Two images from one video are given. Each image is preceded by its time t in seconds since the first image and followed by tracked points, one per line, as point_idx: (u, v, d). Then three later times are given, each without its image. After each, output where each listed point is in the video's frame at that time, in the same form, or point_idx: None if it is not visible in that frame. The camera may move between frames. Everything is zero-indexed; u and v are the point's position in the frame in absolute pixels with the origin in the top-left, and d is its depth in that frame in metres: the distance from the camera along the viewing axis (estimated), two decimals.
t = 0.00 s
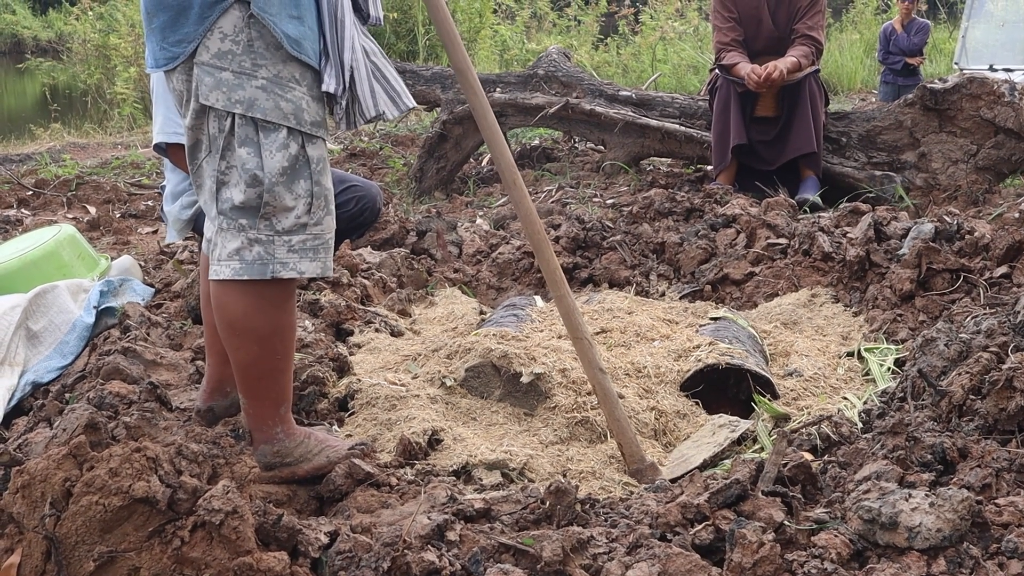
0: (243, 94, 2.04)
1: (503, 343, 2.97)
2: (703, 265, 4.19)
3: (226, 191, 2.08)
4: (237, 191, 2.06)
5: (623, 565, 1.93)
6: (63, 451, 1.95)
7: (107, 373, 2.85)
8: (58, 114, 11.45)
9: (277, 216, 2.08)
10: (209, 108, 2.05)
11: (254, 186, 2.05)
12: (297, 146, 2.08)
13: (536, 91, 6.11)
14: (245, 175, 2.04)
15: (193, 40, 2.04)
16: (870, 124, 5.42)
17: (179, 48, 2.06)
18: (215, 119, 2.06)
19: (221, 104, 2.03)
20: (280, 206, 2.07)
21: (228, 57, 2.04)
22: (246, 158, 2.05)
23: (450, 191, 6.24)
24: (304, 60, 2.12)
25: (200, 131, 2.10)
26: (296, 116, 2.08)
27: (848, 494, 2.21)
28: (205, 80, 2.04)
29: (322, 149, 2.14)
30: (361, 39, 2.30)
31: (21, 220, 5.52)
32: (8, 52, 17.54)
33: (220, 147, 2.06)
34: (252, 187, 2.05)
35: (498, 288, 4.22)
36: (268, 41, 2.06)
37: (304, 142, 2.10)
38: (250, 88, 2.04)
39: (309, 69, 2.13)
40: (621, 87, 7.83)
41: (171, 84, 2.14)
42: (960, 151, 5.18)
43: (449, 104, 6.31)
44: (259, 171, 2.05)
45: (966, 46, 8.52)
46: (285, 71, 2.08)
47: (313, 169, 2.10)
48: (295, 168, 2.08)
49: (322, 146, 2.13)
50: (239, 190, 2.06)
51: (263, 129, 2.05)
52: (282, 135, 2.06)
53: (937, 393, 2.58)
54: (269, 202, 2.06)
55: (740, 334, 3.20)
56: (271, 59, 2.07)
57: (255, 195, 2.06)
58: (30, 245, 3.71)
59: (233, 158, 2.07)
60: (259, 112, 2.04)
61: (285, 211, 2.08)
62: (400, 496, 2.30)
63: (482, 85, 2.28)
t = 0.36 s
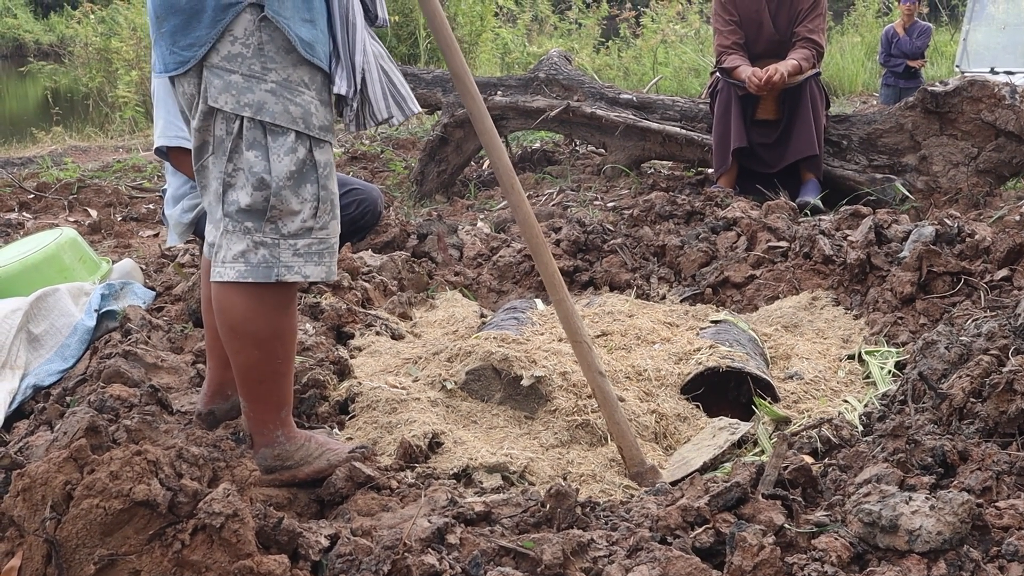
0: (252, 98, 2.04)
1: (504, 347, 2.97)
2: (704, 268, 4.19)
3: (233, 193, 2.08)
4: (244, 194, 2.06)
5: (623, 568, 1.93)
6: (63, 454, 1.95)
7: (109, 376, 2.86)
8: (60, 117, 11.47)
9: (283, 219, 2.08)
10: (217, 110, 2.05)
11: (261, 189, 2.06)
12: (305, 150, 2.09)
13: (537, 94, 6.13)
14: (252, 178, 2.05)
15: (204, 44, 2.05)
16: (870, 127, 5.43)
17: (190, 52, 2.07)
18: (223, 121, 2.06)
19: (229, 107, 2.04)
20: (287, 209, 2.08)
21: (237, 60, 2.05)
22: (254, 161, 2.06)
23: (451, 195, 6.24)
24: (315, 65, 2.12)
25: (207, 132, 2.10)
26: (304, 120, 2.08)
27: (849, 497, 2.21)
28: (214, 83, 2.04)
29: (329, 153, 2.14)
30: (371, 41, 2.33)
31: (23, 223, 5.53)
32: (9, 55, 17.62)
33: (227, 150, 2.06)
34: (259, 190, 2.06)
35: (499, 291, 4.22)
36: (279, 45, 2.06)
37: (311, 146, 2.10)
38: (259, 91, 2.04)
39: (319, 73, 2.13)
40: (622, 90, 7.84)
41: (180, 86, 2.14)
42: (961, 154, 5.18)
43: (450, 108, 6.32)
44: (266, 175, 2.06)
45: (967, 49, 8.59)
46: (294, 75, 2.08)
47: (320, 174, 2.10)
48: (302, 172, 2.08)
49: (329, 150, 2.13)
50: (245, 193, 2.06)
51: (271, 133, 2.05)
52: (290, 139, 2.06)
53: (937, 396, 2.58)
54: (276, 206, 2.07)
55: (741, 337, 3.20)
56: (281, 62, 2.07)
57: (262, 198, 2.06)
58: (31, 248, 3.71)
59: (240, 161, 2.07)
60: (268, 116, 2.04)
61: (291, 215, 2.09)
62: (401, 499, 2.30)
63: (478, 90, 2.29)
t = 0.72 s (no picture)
0: (286, 106, 2.04)
1: (505, 353, 2.97)
2: (705, 274, 4.19)
3: (258, 201, 2.06)
4: (272, 201, 2.06)
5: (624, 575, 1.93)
6: (64, 461, 1.96)
7: (110, 383, 2.86)
8: (61, 123, 11.50)
9: (310, 226, 2.09)
10: (246, 118, 2.04)
11: (293, 197, 2.06)
12: (332, 158, 2.11)
13: (538, 100, 6.15)
14: (284, 186, 2.05)
15: (237, 52, 2.03)
16: (871, 133, 5.43)
17: (220, 60, 2.04)
18: (251, 128, 2.04)
19: (263, 115, 2.03)
20: (314, 217, 2.09)
21: (271, 69, 2.05)
22: (286, 169, 2.05)
23: (452, 201, 6.24)
24: (341, 75, 2.17)
25: (227, 140, 2.08)
26: (334, 129, 2.10)
27: (850, 504, 2.21)
28: (246, 91, 2.03)
29: (351, 161, 2.17)
30: (391, 48, 2.42)
31: (24, 229, 5.54)
32: (11, 61, 17.77)
33: (255, 158, 2.05)
34: (290, 198, 2.06)
35: (500, 297, 4.22)
36: (313, 55, 2.08)
37: (339, 154, 2.12)
38: (293, 100, 2.05)
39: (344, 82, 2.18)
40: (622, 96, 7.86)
41: (196, 94, 2.10)
42: (962, 160, 5.19)
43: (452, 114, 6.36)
44: (299, 183, 2.06)
45: (967, 55, 8.59)
46: (325, 84, 2.10)
47: (346, 181, 2.13)
48: (330, 179, 2.10)
49: (351, 158, 2.17)
50: (273, 200, 2.06)
51: (303, 141, 2.06)
52: (321, 148, 2.08)
53: (938, 403, 2.58)
54: (306, 213, 2.07)
55: (742, 343, 3.20)
56: (314, 72, 2.08)
57: (291, 205, 2.06)
58: (33, 254, 3.72)
59: (268, 168, 2.06)
60: (301, 124, 2.05)
61: (318, 222, 2.10)
62: (402, 506, 2.30)
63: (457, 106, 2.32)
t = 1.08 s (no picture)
0: (292, 111, 2.06)
1: (506, 360, 2.97)
2: (706, 280, 4.19)
3: (257, 205, 2.06)
4: (272, 206, 2.06)
5: None
6: (65, 468, 1.96)
7: (110, 390, 2.86)
8: (62, 130, 11.52)
9: (306, 234, 2.09)
10: (252, 120, 2.04)
11: (294, 202, 2.06)
12: (330, 168, 2.13)
13: (539, 106, 6.17)
14: (288, 190, 2.05)
15: (248, 52, 2.03)
16: (872, 140, 5.44)
17: (229, 58, 2.03)
18: (256, 131, 2.05)
19: (270, 118, 2.04)
20: (312, 224, 2.09)
21: (280, 73, 2.06)
22: (289, 174, 2.06)
23: (452, 207, 6.24)
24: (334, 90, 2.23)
25: (228, 143, 2.07)
26: (333, 138, 2.13)
27: (852, 511, 2.20)
28: (254, 93, 2.04)
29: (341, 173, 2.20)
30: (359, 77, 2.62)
31: (25, 236, 5.54)
32: (12, 68, 17.85)
33: (258, 161, 2.05)
34: (291, 203, 2.06)
35: (501, 304, 4.22)
36: (319, 64, 2.12)
37: (334, 164, 2.15)
38: (299, 105, 2.07)
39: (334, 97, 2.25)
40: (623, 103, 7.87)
41: (196, 93, 2.08)
42: (963, 167, 5.19)
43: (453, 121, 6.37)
44: (301, 189, 2.07)
45: (968, 61, 8.67)
46: (327, 93, 2.14)
47: (339, 192, 2.15)
48: (328, 188, 2.12)
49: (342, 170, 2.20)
50: (274, 205, 2.06)
51: (306, 147, 2.07)
52: (322, 155, 2.10)
53: (940, 410, 2.58)
54: (305, 220, 2.08)
55: (743, 350, 3.20)
56: (319, 80, 2.12)
57: (291, 212, 2.07)
58: (33, 261, 3.72)
59: (269, 172, 2.06)
60: (306, 130, 2.07)
61: (314, 230, 2.10)
62: (403, 513, 2.30)
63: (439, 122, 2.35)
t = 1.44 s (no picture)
0: (311, 114, 2.07)
1: (507, 365, 2.97)
2: (707, 285, 4.20)
3: (276, 208, 2.06)
4: (291, 208, 2.06)
5: None
6: (64, 474, 1.96)
7: (111, 395, 2.85)
8: (63, 135, 11.55)
9: (324, 236, 2.10)
10: (271, 123, 2.04)
11: (314, 204, 2.07)
12: (345, 172, 2.15)
13: (539, 111, 6.18)
14: (308, 193, 2.06)
15: (269, 56, 2.03)
16: (873, 145, 5.44)
17: (250, 62, 2.03)
18: (274, 135, 2.05)
19: (290, 121, 2.04)
20: (330, 226, 2.10)
21: (298, 77, 2.07)
22: (309, 176, 2.06)
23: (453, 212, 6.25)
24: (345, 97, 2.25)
25: (245, 146, 2.07)
26: (348, 142, 2.15)
27: (853, 517, 2.20)
28: (274, 96, 2.04)
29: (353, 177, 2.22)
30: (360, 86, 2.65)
31: (25, 241, 5.54)
32: (12, 73, 17.92)
33: (277, 164, 2.05)
34: (311, 205, 2.07)
35: (501, 309, 4.22)
36: (334, 68, 2.14)
37: (348, 168, 2.17)
38: (318, 109, 2.08)
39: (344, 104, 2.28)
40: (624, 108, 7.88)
41: (214, 98, 2.07)
42: (963, 172, 5.20)
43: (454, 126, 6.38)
44: (321, 191, 2.07)
45: (968, 67, 8.72)
46: (341, 98, 2.15)
47: (353, 194, 2.17)
48: (343, 191, 2.14)
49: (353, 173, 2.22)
50: (293, 207, 2.06)
51: (324, 150, 2.08)
52: (338, 158, 2.11)
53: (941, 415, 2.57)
54: (324, 222, 2.09)
55: (744, 355, 3.19)
56: (335, 84, 2.13)
57: (311, 213, 2.07)
58: (34, 266, 3.72)
59: (288, 175, 2.06)
60: (324, 133, 2.08)
61: (331, 232, 2.11)
62: (403, 519, 2.29)
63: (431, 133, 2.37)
